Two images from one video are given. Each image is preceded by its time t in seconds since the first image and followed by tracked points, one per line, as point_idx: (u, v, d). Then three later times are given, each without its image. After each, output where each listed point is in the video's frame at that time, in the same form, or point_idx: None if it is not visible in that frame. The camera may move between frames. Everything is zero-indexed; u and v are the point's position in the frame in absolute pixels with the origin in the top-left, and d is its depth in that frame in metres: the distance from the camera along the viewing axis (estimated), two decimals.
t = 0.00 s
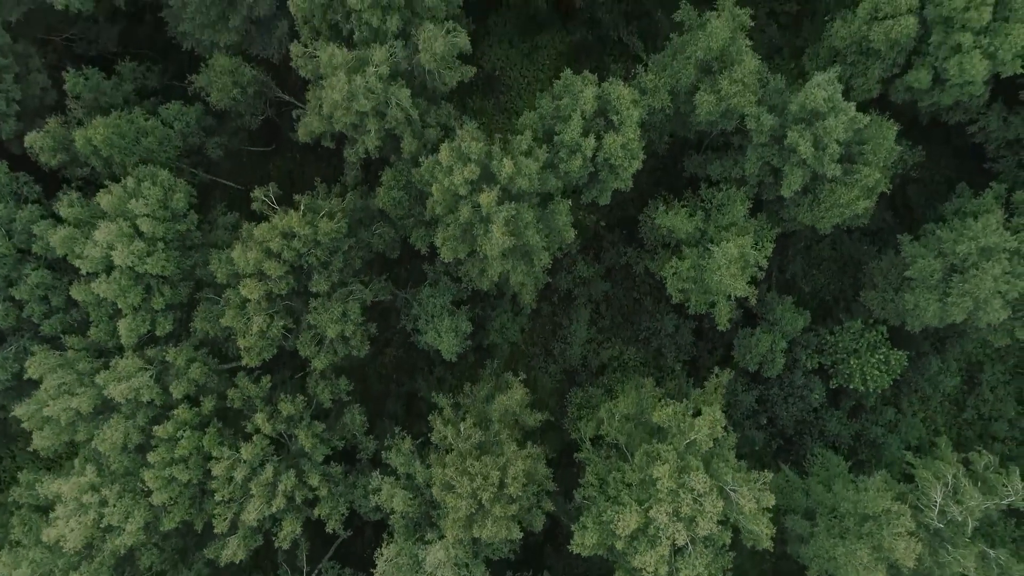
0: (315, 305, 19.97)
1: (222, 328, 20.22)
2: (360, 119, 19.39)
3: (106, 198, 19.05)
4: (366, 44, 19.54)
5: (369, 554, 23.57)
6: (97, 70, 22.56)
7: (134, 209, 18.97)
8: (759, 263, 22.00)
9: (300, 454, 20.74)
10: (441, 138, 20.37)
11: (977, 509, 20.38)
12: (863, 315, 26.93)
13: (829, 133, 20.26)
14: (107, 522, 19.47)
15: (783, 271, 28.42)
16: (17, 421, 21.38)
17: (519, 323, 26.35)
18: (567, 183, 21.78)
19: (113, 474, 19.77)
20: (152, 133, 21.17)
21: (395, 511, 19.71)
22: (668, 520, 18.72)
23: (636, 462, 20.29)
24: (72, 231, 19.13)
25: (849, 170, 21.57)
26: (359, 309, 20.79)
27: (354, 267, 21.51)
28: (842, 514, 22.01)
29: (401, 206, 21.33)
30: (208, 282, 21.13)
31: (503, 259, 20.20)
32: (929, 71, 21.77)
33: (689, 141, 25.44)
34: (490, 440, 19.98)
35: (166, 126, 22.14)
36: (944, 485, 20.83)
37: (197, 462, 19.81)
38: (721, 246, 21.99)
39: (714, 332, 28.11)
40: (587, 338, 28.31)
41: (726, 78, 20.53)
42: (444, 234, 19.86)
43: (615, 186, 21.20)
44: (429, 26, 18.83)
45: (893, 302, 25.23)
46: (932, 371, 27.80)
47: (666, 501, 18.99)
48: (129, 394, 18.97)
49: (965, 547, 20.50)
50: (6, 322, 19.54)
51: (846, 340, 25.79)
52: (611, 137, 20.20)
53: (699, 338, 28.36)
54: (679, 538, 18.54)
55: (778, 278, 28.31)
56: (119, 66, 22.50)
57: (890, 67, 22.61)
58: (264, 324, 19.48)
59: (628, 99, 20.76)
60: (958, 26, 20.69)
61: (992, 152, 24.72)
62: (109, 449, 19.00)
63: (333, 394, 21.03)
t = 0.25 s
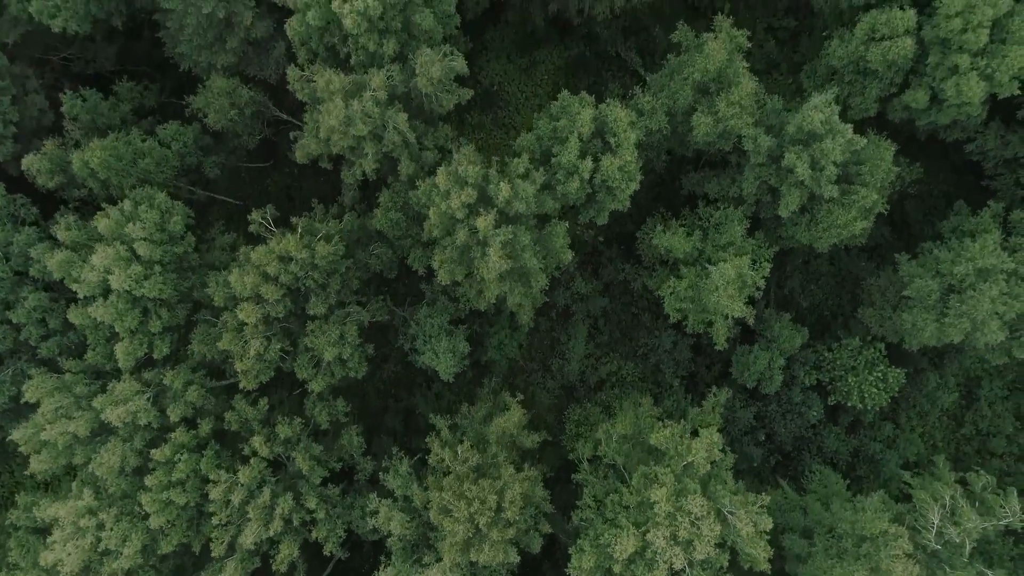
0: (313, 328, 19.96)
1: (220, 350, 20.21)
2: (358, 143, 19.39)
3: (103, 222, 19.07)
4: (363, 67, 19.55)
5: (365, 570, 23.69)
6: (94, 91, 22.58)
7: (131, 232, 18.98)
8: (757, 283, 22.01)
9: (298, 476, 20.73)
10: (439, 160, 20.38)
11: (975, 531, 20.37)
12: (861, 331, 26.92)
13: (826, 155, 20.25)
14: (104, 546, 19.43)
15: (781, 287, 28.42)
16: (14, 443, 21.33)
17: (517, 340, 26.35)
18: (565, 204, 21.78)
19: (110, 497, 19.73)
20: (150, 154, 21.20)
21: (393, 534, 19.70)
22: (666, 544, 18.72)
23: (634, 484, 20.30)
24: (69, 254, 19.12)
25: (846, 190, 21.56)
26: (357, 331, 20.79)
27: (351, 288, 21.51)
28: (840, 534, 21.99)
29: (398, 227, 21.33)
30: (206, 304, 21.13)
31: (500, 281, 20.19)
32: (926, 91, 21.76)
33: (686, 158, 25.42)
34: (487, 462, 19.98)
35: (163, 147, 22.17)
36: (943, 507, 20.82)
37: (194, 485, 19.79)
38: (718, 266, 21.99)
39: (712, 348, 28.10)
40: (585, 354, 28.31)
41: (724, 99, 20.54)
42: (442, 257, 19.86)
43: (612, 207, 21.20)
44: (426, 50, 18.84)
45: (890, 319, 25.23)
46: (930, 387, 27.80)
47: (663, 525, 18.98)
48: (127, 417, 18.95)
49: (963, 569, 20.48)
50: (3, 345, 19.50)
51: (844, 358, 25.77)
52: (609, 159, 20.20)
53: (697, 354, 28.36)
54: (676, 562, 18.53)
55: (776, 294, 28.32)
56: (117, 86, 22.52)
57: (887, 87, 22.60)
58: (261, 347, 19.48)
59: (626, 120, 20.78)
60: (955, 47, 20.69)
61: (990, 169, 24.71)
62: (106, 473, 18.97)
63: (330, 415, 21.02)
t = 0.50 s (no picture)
0: (309, 354, 19.96)
1: (217, 376, 20.20)
2: (354, 170, 19.40)
3: (100, 250, 19.09)
4: (360, 93, 19.54)
5: None
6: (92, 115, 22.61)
7: (127, 260, 19.00)
8: (754, 308, 22.00)
9: (294, 501, 20.75)
10: (435, 186, 20.39)
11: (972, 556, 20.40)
12: (859, 351, 26.93)
13: (823, 181, 20.24)
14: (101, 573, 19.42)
15: (779, 305, 28.42)
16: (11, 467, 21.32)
17: (514, 360, 26.36)
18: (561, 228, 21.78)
19: (107, 524, 19.73)
20: (146, 179, 21.23)
21: (389, 561, 19.70)
22: (663, 572, 18.73)
23: (631, 510, 20.32)
24: (66, 282, 19.13)
25: (843, 215, 21.56)
26: (353, 357, 20.78)
27: (348, 312, 21.51)
28: (837, 558, 22.01)
29: (395, 252, 21.33)
30: (202, 329, 21.14)
31: (497, 307, 20.19)
32: (923, 115, 21.74)
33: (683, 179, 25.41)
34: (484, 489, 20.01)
35: (161, 171, 22.19)
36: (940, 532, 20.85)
37: (191, 512, 19.78)
38: (715, 290, 21.99)
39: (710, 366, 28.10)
40: (583, 372, 28.33)
41: (720, 125, 20.53)
42: (438, 283, 19.86)
43: (609, 232, 21.20)
44: (422, 78, 18.84)
45: (888, 340, 25.23)
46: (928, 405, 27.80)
47: (660, 553, 19.00)
48: (123, 445, 18.95)
49: None
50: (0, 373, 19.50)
51: (841, 378, 25.76)
52: (605, 185, 20.21)
53: (695, 373, 28.36)
54: None
55: (774, 313, 28.32)
56: (114, 110, 22.54)
57: (884, 110, 22.61)
58: (258, 374, 19.49)
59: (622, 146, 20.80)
60: (952, 72, 20.68)
61: (987, 190, 24.70)
62: (102, 501, 18.97)
63: (327, 441, 21.02)
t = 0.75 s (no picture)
0: (306, 378, 19.96)
1: (214, 400, 20.19)
2: (351, 194, 19.40)
3: (96, 274, 19.10)
4: (356, 117, 19.53)
5: None
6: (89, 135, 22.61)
7: (124, 285, 19.01)
8: (751, 329, 22.01)
9: (291, 524, 20.74)
10: (432, 209, 20.38)
11: None
12: (857, 368, 26.93)
13: (820, 203, 20.23)
14: None
15: (776, 322, 28.42)
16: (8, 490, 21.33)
17: (512, 377, 26.36)
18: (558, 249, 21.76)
19: (104, 548, 19.72)
20: (144, 201, 21.24)
21: None
22: None
23: (629, 533, 20.41)
24: (62, 306, 19.14)
25: (841, 236, 21.54)
26: (350, 379, 20.78)
27: (345, 334, 21.51)
28: None
29: (393, 273, 21.31)
30: (199, 351, 21.14)
31: (494, 330, 20.18)
32: (920, 136, 21.72)
33: (681, 197, 25.39)
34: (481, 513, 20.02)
35: (158, 191, 22.19)
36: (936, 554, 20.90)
37: (187, 535, 19.77)
38: (712, 311, 21.99)
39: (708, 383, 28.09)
40: (581, 389, 28.32)
41: (717, 148, 20.51)
42: (435, 306, 19.86)
43: (606, 254, 21.19)
44: (419, 103, 18.85)
45: (886, 358, 25.21)
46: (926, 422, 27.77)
47: None
48: (120, 470, 18.95)
49: None
50: None
51: (839, 396, 25.74)
52: (602, 208, 20.20)
53: (693, 389, 28.36)
54: None
55: (772, 329, 28.33)
56: (111, 130, 22.53)
57: (882, 130, 22.59)
58: (255, 398, 19.49)
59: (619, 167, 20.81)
60: (949, 94, 20.67)
61: (985, 209, 24.69)
62: (99, 526, 18.97)
63: (324, 463, 21.02)
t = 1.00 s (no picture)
0: (303, 406, 19.96)
1: (210, 427, 20.18)
2: (347, 223, 19.40)
3: (93, 302, 19.11)
4: (352, 144, 19.54)
5: None
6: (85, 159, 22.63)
7: (120, 314, 19.03)
8: (748, 354, 22.03)
9: (288, 550, 20.74)
10: (429, 235, 20.38)
11: None
12: (854, 388, 26.92)
13: (817, 230, 20.23)
14: None
15: (774, 340, 28.42)
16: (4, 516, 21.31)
17: (509, 398, 26.35)
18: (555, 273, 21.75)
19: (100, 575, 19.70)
20: (141, 227, 21.27)
21: None
22: None
23: (627, 560, 20.68)
24: (59, 335, 19.14)
25: (837, 261, 21.54)
26: (347, 406, 20.77)
27: (342, 359, 21.50)
28: None
29: (389, 299, 21.28)
30: (196, 377, 21.14)
31: (490, 357, 20.18)
32: (917, 160, 21.73)
33: (678, 218, 25.38)
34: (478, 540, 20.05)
35: (155, 216, 22.21)
36: None
37: (184, 563, 19.75)
38: (709, 336, 21.99)
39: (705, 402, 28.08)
40: (578, 408, 28.32)
41: (714, 174, 20.50)
42: (431, 334, 19.85)
43: (603, 279, 21.18)
44: (415, 132, 18.88)
45: (883, 379, 25.19)
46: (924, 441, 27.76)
47: None
48: (116, 498, 18.94)
49: None
50: None
51: (837, 417, 25.73)
52: (599, 235, 20.20)
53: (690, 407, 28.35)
54: None
55: (770, 348, 28.32)
56: (108, 155, 22.56)
57: (878, 154, 22.58)
58: (251, 426, 19.49)
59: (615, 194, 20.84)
60: (945, 120, 20.70)
61: (982, 230, 24.70)
62: (95, 554, 18.95)
63: (320, 489, 21.00)
